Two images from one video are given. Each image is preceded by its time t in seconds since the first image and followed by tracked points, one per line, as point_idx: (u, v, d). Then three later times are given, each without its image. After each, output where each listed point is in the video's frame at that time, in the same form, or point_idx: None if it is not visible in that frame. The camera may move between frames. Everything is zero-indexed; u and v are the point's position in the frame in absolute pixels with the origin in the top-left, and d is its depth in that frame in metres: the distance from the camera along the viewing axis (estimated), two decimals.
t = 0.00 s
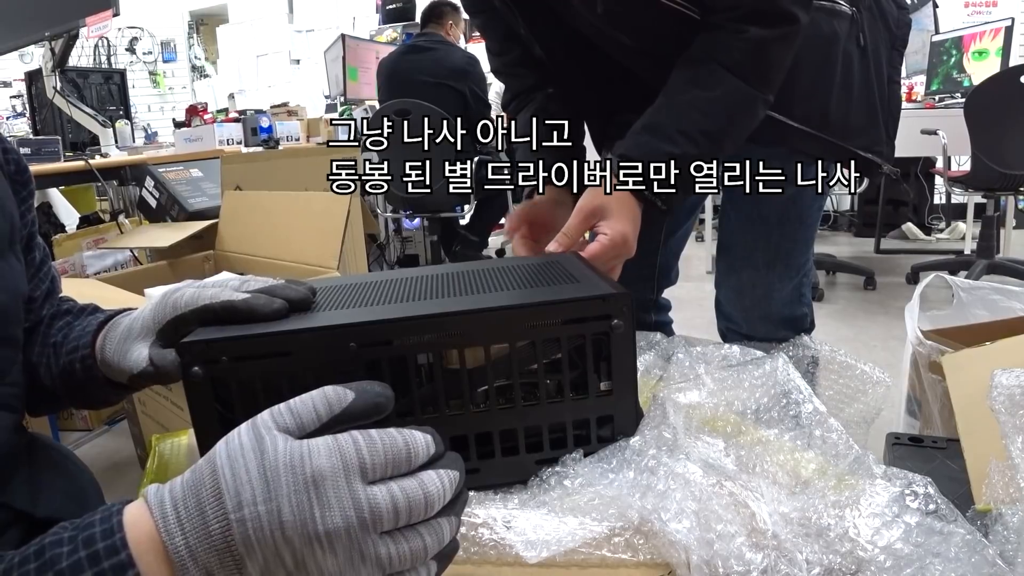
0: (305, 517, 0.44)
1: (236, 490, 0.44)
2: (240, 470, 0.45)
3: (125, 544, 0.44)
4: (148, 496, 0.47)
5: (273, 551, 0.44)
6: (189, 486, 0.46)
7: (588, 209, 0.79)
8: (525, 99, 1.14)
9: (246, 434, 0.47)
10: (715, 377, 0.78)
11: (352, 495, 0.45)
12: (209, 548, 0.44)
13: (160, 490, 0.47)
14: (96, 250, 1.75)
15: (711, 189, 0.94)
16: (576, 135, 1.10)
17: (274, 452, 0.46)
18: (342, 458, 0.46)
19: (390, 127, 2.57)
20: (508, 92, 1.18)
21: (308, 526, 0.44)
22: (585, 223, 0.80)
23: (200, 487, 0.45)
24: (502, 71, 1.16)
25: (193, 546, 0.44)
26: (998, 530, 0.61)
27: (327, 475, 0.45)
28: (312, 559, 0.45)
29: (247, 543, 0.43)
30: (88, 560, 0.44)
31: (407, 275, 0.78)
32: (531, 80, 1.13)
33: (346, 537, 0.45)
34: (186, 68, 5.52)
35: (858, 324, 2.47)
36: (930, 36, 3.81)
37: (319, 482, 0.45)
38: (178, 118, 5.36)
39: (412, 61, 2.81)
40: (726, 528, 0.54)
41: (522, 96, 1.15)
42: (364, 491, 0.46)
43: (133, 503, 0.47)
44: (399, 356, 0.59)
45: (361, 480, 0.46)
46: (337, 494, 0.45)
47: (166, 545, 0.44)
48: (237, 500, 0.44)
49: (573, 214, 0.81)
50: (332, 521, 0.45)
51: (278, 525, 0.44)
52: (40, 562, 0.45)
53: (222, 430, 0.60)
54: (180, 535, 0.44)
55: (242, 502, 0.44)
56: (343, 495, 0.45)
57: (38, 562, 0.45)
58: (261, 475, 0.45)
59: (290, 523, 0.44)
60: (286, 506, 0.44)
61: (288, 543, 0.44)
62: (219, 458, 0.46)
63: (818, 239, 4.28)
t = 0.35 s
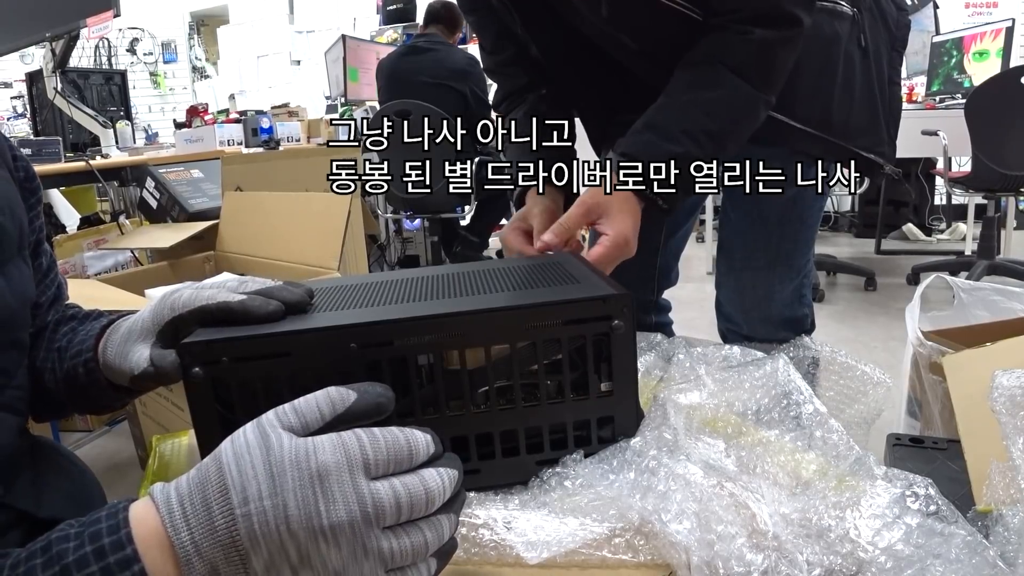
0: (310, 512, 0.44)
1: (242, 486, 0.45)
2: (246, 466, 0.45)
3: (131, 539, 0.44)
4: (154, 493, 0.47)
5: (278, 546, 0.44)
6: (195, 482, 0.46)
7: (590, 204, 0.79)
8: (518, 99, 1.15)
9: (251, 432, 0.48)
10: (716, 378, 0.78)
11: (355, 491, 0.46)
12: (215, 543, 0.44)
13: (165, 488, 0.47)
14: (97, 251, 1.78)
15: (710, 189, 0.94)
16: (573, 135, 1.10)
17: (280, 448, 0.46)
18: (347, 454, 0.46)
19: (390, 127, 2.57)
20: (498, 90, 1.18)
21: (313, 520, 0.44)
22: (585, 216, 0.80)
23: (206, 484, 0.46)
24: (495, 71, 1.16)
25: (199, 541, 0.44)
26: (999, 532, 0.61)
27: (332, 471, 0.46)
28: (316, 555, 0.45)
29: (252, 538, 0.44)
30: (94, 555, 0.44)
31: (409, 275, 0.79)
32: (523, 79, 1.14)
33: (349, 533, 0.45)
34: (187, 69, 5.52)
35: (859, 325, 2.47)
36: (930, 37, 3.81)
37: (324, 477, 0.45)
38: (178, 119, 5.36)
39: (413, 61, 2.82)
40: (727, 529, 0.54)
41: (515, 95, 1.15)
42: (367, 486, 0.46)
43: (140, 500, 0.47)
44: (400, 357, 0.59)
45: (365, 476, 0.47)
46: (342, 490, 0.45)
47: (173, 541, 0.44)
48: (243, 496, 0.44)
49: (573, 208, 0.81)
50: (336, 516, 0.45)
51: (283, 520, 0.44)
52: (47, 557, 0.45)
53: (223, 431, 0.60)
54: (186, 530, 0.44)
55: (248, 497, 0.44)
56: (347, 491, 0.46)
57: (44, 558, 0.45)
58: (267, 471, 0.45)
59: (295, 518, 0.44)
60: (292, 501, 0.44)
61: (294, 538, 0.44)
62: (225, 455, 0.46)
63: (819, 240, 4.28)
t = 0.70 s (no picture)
0: (314, 512, 0.44)
1: (246, 486, 0.45)
2: (250, 466, 0.45)
3: (135, 540, 0.45)
4: (157, 494, 0.47)
5: (282, 546, 0.44)
6: (199, 483, 0.46)
7: (594, 207, 0.80)
8: (518, 98, 1.14)
9: (255, 433, 0.48)
10: (716, 378, 0.78)
11: (359, 491, 0.46)
12: (218, 543, 0.44)
13: (169, 489, 0.47)
14: (98, 251, 1.79)
15: (710, 189, 0.94)
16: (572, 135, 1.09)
17: (284, 448, 0.46)
18: (350, 455, 0.46)
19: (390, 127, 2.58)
20: (499, 89, 1.18)
21: (316, 520, 0.44)
22: (589, 222, 0.80)
23: (210, 484, 0.46)
24: (495, 70, 1.15)
25: (203, 541, 0.44)
26: (998, 532, 0.61)
27: (335, 471, 0.46)
28: (319, 554, 0.44)
29: (256, 538, 0.44)
30: (97, 555, 0.44)
31: (409, 275, 0.79)
32: (524, 79, 1.13)
33: (352, 533, 0.45)
34: (187, 69, 5.52)
35: (859, 325, 2.48)
36: (930, 38, 3.82)
37: (328, 477, 0.45)
38: (178, 119, 5.36)
39: (412, 61, 2.82)
40: (727, 530, 0.54)
41: (515, 95, 1.15)
42: (370, 487, 0.47)
43: (143, 501, 0.47)
44: (400, 357, 0.59)
45: (368, 477, 0.47)
46: (345, 490, 0.46)
47: (177, 541, 0.44)
48: (247, 496, 0.44)
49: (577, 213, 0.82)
50: (340, 516, 0.45)
51: (287, 519, 0.44)
52: (49, 558, 0.45)
53: (223, 431, 0.60)
54: (190, 529, 0.44)
55: (252, 497, 0.44)
56: (351, 491, 0.46)
57: (48, 558, 0.45)
58: (270, 470, 0.45)
59: (299, 518, 0.44)
60: (296, 501, 0.44)
61: (297, 539, 0.44)
62: (229, 456, 0.46)
63: (819, 240, 4.28)
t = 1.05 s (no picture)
0: (319, 516, 0.45)
1: (252, 490, 0.45)
2: (256, 470, 0.46)
3: (140, 543, 0.45)
4: (163, 499, 0.47)
5: (287, 548, 0.44)
6: (204, 487, 0.47)
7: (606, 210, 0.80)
8: (515, 99, 1.14)
9: (260, 440, 0.48)
10: (716, 378, 0.78)
11: (363, 494, 0.46)
12: (223, 547, 0.44)
13: (175, 493, 0.47)
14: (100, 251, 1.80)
15: (710, 189, 0.94)
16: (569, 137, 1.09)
17: (290, 454, 0.47)
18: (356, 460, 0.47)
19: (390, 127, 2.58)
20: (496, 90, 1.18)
21: (322, 522, 0.45)
22: (601, 220, 0.80)
23: (215, 488, 0.46)
24: (494, 70, 1.16)
25: (208, 545, 0.44)
26: (999, 532, 0.61)
27: (341, 475, 0.47)
28: (325, 558, 0.45)
29: (261, 542, 0.44)
30: (103, 558, 0.44)
31: (412, 277, 0.79)
32: (522, 78, 1.14)
33: (357, 535, 0.46)
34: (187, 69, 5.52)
35: (859, 325, 2.48)
36: (930, 38, 3.82)
37: (334, 480, 0.46)
38: (178, 119, 5.36)
39: (411, 61, 2.82)
40: (727, 530, 0.54)
41: (515, 93, 1.15)
42: (375, 491, 0.47)
43: (147, 504, 0.48)
44: (400, 357, 0.59)
45: (373, 481, 0.47)
46: (350, 494, 0.46)
47: (183, 545, 0.44)
48: (253, 500, 0.45)
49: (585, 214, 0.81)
50: (346, 519, 0.45)
51: (293, 522, 0.44)
52: (54, 561, 0.45)
53: (223, 430, 0.60)
54: (195, 532, 0.44)
55: (257, 500, 0.44)
56: (355, 495, 0.46)
57: (53, 560, 0.45)
58: (277, 474, 0.46)
59: (305, 520, 0.45)
60: (302, 506, 0.45)
61: (303, 543, 0.45)
62: (236, 461, 0.47)
63: (819, 241, 4.29)
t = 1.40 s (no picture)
0: (326, 510, 0.45)
1: (260, 485, 0.45)
2: (263, 467, 0.46)
3: (150, 535, 0.45)
4: (171, 496, 0.47)
5: (293, 543, 0.44)
6: (212, 484, 0.47)
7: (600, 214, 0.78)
8: (513, 98, 1.13)
9: (267, 440, 0.49)
10: (716, 378, 0.78)
11: (367, 491, 0.47)
12: (231, 541, 0.44)
13: (185, 491, 0.48)
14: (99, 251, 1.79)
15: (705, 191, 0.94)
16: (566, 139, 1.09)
17: (297, 453, 0.47)
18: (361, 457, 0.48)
19: (390, 127, 2.58)
20: (493, 89, 1.17)
21: (328, 518, 0.45)
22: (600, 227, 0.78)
23: (224, 485, 0.46)
24: (493, 69, 1.16)
25: (216, 539, 0.44)
26: (999, 533, 0.61)
27: (346, 471, 0.47)
28: (329, 554, 0.45)
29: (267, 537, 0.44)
30: (113, 548, 0.45)
31: (415, 275, 0.79)
32: (520, 78, 1.13)
33: (361, 531, 0.46)
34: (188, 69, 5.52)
35: (859, 325, 2.48)
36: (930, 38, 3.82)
37: (339, 476, 0.47)
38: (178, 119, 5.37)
39: (411, 61, 2.82)
40: (727, 530, 0.54)
41: (511, 94, 1.13)
42: (378, 488, 0.48)
43: (156, 501, 0.48)
44: (400, 357, 0.59)
45: (377, 479, 0.48)
46: (355, 491, 0.47)
47: (191, 539, 0.45)
48: (261, 495, 0.45)
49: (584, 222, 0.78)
50: (350, 514, 0.46)
51: (299, 518, 0.45)
52: (66, 551, 0.45)
53: (222, 430, 0.60)
54: (204, 527, 0.45)
55: (265, 495, 0.45)
56: (360, 491, 0.47)
57: (64, 551, 0.45)
58: (285, 470, 0.46)
59: (311, 515, 0.45)
60: (308, 501, 0.45)
61: (308, 539, 0.45)
62: (243, 459, 0.47)
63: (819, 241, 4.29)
